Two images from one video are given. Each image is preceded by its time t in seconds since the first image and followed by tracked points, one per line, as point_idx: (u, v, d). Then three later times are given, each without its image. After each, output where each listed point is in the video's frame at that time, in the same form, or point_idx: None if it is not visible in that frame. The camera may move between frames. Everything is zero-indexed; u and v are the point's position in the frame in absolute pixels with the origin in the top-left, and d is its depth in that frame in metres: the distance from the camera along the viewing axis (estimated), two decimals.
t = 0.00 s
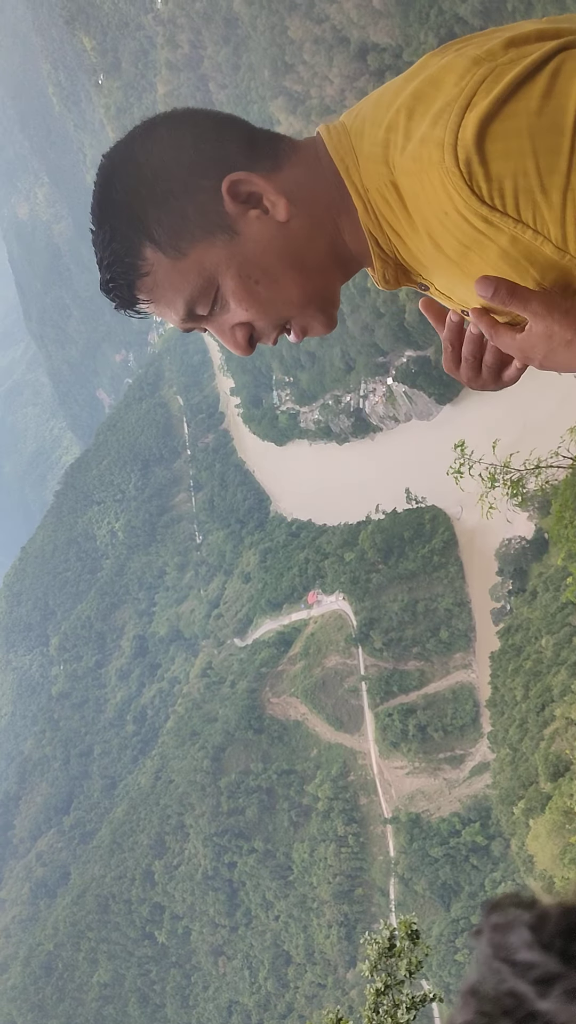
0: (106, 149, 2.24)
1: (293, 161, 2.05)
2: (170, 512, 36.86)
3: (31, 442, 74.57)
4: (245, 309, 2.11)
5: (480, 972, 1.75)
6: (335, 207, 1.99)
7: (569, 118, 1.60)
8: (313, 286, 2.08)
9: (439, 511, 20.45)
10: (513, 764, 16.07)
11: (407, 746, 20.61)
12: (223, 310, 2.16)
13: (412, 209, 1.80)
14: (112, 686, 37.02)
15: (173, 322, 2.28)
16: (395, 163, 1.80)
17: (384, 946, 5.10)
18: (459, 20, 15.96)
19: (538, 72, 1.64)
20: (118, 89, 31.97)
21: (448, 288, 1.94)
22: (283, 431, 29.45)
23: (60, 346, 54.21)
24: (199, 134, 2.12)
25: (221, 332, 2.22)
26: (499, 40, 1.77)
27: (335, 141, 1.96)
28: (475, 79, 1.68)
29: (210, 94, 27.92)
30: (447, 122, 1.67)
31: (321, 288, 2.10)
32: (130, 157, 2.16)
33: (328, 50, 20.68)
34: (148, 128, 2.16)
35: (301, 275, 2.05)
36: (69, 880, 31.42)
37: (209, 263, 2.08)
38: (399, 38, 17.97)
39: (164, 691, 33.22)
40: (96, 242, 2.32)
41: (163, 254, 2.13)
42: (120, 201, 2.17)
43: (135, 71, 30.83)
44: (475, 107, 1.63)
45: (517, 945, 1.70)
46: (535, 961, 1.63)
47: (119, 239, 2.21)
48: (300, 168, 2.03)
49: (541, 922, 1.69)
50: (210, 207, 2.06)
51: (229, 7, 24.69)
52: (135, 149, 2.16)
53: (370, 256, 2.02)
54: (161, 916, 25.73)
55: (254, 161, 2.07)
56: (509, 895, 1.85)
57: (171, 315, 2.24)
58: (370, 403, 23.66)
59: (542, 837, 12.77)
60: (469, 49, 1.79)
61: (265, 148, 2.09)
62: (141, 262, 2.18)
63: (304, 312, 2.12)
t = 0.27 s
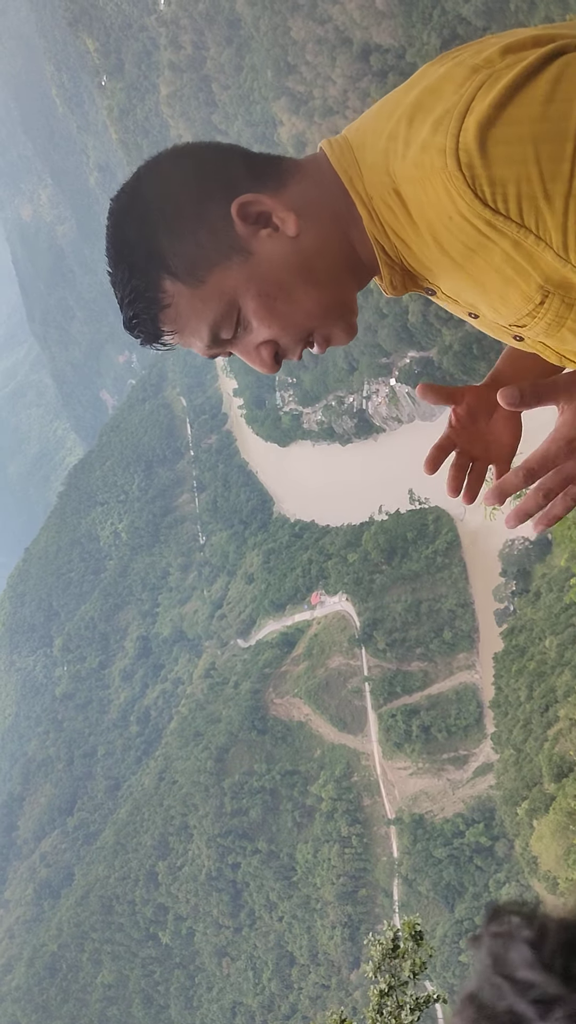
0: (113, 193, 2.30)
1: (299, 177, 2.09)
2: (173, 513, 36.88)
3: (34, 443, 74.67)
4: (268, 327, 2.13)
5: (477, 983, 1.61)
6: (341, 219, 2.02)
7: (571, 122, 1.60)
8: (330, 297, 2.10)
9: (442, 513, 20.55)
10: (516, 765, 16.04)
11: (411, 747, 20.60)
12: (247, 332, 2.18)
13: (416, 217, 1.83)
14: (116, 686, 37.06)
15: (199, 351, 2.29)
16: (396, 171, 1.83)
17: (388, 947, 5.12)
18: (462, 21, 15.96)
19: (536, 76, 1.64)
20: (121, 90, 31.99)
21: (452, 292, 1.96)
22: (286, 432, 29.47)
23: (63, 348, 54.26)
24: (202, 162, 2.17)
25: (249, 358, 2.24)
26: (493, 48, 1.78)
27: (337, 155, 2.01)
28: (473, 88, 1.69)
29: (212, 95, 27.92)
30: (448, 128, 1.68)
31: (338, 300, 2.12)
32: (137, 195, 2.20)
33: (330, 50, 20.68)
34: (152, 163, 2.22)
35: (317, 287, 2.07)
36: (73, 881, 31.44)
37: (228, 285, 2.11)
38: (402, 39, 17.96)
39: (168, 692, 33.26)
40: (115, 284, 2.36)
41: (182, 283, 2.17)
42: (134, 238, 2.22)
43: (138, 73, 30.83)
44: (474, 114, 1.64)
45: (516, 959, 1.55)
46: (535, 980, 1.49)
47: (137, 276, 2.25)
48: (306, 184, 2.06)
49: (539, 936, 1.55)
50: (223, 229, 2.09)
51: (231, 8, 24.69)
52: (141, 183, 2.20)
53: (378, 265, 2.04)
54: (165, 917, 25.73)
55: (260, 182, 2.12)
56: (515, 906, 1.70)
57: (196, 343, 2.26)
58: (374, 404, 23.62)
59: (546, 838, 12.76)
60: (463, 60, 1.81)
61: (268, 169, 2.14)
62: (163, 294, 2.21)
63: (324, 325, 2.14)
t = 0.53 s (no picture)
0: (118, 206, 2.33)
1: (300, 179, 2.10)
2: (174, 511, 36.91)
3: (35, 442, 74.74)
4: (279, 326, 2.12)
5: (476, 988, 2.03)
6: (345, 216, 2.03)
7: (569, 111, 1.59)
8: (339, 293, 2.09)
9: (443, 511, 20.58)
10: (517, 763, 16.02)
11: (411, 745, 20.60)
12: (257, 332, 2.18)
13: (415, 212, 1.83)
14: (116, 685, 37.08)
15: (210, 356, 2.30)
16: (394, 168, 1.83)
17: (389, 945, 5.10)
18: (463, 18, 15.94)
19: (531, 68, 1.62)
20: (122, 88, 31.91)
21: (453, 285, 1.97)
22: (286, 430, 29.46)
23: (63, 346, 54.19)
24: (203, 168, 2.18)
25: (263, 360, 2.23)
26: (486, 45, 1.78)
27: (337, 154, 2.02)
28: (470, 82, 1.68)
29: (213, 93, 27.85)
30: (445, 123, 1.67)
31: (347, 296, 2.11)
32: (140, 205, 2.23)
33: (331, 48, 20.64)
34: (153, 172, 2.24)
35: (325, 284, 2.08)
36: (74, 878, 31.51)
37: (238, 287, 2.12)
38: (402, 36, 17.93)
39: (168, 690, 33.27)
40: (124, 294, 2.38)
41: (191, 288, 2.18)
42: (141, 245, 2.24)
43: (139, 70, 30.78)
44: (471, 109, 1.64)
45: (516, 977, 1.94)
46: (534, 1001, 1.86)
47: (146, 284, 2.27)
48: (307, 185, 2.08)
49: (540, 959, 1.93)
50: (230, 232, 2.11)
51: (232, 6, 24.64)
52: (145, 193, 2.23)
53: (382, 261, 2.05)
54: (166, 915, 25.76)
55: (263, 184, 2.13)
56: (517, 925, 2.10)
57: (207, 348, 2.27)
58: (374, 403, 23.55)
59: (547, 835, 12.77)
60: (457, 57, 1.80)
61: (270, 171, 2.15)
62: (174, 301, 2.23)
63: (335, 322, 2.13)
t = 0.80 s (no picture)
0: (119, 209, 2.29)
1: (303, 175, 2.05)
2: (173, 509, 36.94)
3: (33, 440, 74.71)
4: (285, 325, 2.07)
5: (471, 991, 2.05)
6: (349, 212, 1.97)
7: None
8: (345, 290, 2.04)
9: (441, 510, 20.61)
10: (515, 761, 16.03)
11: (409, 742, 20.58)
12: (265, 332, 2.12)
13: (422, 208, 1.78)
14: (115, 683, 37.08)
15: (218, 358, 2.25)
16: (399, 162, 1.78)
17: (387, 942, 5.14)
18: (462, 16, 15.94)
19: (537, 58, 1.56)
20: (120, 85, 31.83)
21: (459, 278, 1.93)
22: (284, 428, 29.42)
23: (62, 344, 54.11)
24: (202, 168, 2.14)
25: (268, 360, 2.18)
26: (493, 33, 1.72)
27: (340, 149, 1.96)
28: (475, 74, 1.63)
29: (211, 91, 27.82)
30: (451, 118, 1.62)
31: (352, 293, 2.06)
32: (141, 206, 2.19)
33: (329, 45, 20.59)
34: (153, 174, 2.20)
35: (330, 282, 2.02)
36: (73, 876, 31.57)
37: (242, 287, 2.07)
38: (401, 33, 17.90)
39: (166, 688, 33.29)
40: (127, 299, 2.33)
41: (194, 289, 2.13)
42: (142, 248, 2.19)
43: (137, 68, 30.78)
44: (476, 103, 1.58)
45: (509, 978, 1.95)
46: (527, 1003, 1.87)
47: (149, 286, 2.22)
48: (309, 181, 2.03)
49: (532, 958, 1.94)
50: (231, 231, 2.06)
51: (230, 3, 24.60)
52: (145, 195, 2.19)
53: (387, 256, 1.99)
54: (165, 912, 25.80)
55: (263, 182, 2.09)
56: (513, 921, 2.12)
57: (215, 350, 2.22)
58: (372, 400, 23.54)
59: (544, 832, 12.79)
60: (462, 47, 1.74)
61: (270, 168, 2.10)
62: (177, 303, 2.18)
63: (340, 321, 2.08)
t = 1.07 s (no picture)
0: (113, 214, 2.31)
1: (303, 174, 2.09)
2: (169, 509, 36.93)
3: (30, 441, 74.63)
4: (287, 325, 2.13)
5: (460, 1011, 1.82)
6: (350, 209, 2.01)
7: None
8: (346, 287, 2.09)
9: (438, 510, 20.56)
10: (512, 760, 16.05)
11: (407, 742, 20.61)
12: (267, 331, 2.18)
13: (432, 205, 1.81)
14: (111, 683, 37.01)
15: (219, 358, 2.31)
16: (406, 159, 1.81)
17: (384, 943, 5.11)
18: (458, 16, 15.96)
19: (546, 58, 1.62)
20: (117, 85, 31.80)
21: (466, 274, 1.95)
22: (281, 428, 29.40)
23: (59, 344, 54.03)
24: (196, 166, 2.18)
25: (271, 358, 2.25)
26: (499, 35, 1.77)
27: (344, 146, 1.99)
28: (485, 73, 1.68)
29: (208, 91, 27.81)
30: (463, 114, 1.66)
31: (352, 289, 2.11)
32: (138, 213, 2.22)
33: (326, 45, 20.62)
34: (148, 176, 2.22)
35: (329, 278, 2.07)
36: (70, 877, 31.52)
37: (245, 290, 2.12)
38: (398, 33, 17.91)
39: (163, 689, 33.28)
40: (127, 304, 2.38)
41: (195, 295, 2.19)
42: (142, 253, 2.23)
43: (134, 68, 30.80)
44: (488, 100, 1.63)
45: (498, 1004, 1.71)
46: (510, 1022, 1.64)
47: (150, 292, 2.26)
48: (309, 179, 2.07)
49: (519, 978, 1.70)
50: (230, 234, 2.10)
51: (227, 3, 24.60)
52: (139, 202, 2.22)
53: (392, 252, 2.02)
54: (162, 912, 25.79)
55: (259, 180, 2.13)
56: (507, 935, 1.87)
57: (216, 351, 2.28)
58: (369, 401, 23.57)
59: (541, 831, 12.78)
60: (469, 46, 1.80)
61: (266, 166, 2.14)
62: (178, 311, 2.23)
63: (341, 318, 2.13)
